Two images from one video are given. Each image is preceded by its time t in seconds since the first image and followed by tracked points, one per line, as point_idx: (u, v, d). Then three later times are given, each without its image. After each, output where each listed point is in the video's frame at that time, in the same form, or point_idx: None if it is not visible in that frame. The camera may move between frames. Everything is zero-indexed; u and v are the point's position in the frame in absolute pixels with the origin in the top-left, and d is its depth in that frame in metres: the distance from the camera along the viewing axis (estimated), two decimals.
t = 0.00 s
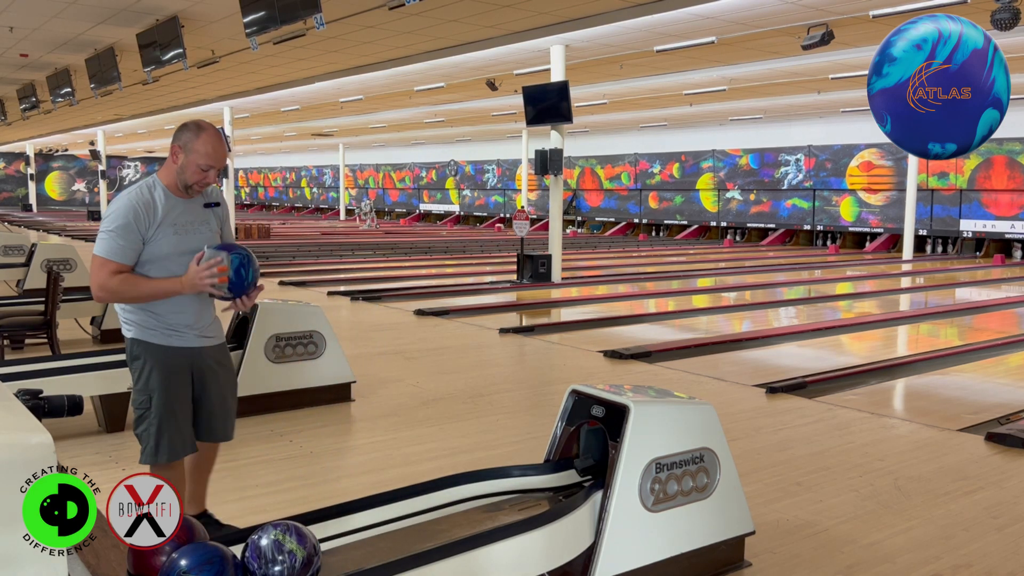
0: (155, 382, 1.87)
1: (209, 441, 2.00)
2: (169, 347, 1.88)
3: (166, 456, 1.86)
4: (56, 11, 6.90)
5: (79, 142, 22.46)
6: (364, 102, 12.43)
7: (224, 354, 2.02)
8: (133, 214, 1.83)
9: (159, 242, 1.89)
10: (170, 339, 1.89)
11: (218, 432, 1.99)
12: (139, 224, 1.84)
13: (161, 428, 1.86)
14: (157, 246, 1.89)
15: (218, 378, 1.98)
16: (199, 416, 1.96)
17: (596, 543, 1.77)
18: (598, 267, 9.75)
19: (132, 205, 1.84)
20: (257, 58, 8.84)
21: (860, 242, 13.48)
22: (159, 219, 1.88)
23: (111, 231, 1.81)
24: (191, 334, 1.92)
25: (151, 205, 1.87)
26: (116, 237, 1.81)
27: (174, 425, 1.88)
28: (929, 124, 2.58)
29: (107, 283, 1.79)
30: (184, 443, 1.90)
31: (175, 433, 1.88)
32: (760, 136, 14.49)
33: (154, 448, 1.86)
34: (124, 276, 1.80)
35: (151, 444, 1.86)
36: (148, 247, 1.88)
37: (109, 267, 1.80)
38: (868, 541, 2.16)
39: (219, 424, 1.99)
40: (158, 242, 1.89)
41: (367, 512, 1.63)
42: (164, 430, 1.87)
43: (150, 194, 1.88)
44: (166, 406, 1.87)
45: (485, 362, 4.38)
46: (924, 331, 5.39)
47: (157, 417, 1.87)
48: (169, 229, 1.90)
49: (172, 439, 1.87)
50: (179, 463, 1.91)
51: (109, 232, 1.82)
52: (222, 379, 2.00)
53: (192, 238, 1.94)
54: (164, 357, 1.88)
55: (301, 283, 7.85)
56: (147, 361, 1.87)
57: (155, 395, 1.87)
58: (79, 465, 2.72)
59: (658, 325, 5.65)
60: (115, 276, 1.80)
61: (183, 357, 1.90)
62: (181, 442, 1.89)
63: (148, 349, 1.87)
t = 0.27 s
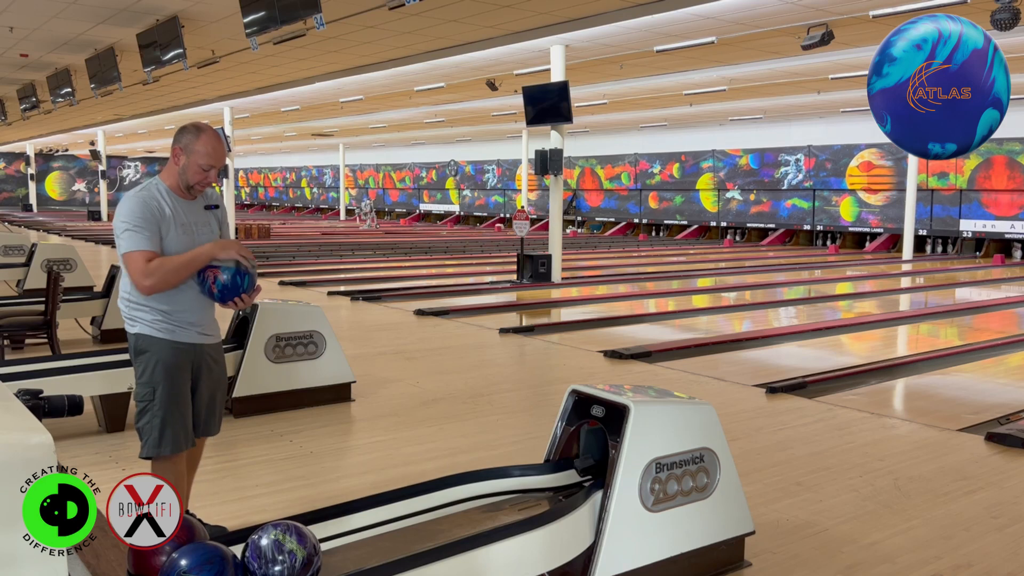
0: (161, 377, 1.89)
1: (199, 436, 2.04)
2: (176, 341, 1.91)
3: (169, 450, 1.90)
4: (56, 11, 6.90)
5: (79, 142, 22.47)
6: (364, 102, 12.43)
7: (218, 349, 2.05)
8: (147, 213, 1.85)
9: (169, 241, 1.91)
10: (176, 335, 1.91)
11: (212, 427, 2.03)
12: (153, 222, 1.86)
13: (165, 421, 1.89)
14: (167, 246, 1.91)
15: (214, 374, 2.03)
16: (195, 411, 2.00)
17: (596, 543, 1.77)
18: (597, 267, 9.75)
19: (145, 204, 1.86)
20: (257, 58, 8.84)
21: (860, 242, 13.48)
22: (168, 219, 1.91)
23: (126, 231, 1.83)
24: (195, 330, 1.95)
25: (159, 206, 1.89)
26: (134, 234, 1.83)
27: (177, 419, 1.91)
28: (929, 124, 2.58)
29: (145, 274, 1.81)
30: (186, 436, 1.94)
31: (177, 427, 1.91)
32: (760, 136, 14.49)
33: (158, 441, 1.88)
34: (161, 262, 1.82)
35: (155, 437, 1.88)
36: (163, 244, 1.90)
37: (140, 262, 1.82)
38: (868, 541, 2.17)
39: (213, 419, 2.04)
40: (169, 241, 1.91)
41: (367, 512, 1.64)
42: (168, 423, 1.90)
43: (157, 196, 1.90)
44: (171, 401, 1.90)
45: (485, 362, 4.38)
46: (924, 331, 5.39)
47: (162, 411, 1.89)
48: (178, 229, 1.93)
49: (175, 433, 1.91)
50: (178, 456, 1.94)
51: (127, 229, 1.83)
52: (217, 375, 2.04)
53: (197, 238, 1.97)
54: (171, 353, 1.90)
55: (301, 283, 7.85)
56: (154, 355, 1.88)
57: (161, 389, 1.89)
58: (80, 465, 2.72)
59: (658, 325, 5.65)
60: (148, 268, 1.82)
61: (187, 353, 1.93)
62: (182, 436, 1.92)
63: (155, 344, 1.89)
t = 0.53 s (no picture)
0: (166, 370, 1.90)
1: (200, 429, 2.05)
2: (180, 336, 1.93)
3: (175, 442, 1.91)
4: (56, 11, 6.90)
5: (79, 142, 22.47)
6: (364, 102, 12.43)
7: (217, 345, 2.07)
8: (154, 211, 1.87)
9: (171, 238, 1.93)
10: (180, 330, 1.93)
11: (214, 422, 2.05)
12: (158, 220, 1.88)
13: (171, 414, 1.91)
14: (169, 244, 1.93)
15: (215, 370, 2.04)
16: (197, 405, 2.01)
17: (596, 543, 1.77)
18: (597, 267, 9.76)
19: (153, 203, 1.87)
20: (257, 58, 8.84)
21: (860, 242, 13.48)
22: (172, 217, 1.92)
23: (131, 228, 1.85)
24: (198, 325, 1.96)
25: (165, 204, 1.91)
26: (139, 233, 1.85)
27: (181, 412, 1.93)
28: (929, 124, 2.58)
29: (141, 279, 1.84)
30: (190, 428, 1.96)
31: (182, 420, 1.93)
32: (760, 136, 14.49)
33: (164, 433, 1.89)
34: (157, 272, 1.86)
35: (161, 430, 1.90)
36: (167, 242, 1.92)
37: (141, 263, 1.84)
38: (868, 541, 2.17)
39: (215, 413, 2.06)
40: (172, 238, 1.93)
41: (367, 513, 1.64)
42: (175, 415, 1.91)
43: (163, 193, 1.91)
44: (176, 394, 1.92)
45: (485, 362, 4.38)
46: (924, 331, 5.39)
47: (167, 404, 1.91)
48: (182, 226, 1.94)
49: (180, 425, 1.92)
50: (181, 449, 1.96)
51: (133, 227, 1.85)
52: (217, 369, 2.06)
53: (199, 235, 1.99)
54: (176, 347, 1.92)
55: (301, 283, 7.85)
56: (159, 350, 1.90)
57: (167, 382, 1.91)
58: (80, 465, 2.72)
59: (658, 325, 5.65)
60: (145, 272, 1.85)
61: (191, 347, 1.95)
62: (186, 429, 1.94)
63: (159, 339, 1.90)
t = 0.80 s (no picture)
0: (168, 367, 1.90)
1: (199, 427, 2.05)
2: (183, 333, 1.93)
3: (176, 438, 1.91)
4: (56, 11, 6.90)
5: (79, 142, 22.47)
6: (364, 102, 12.43)
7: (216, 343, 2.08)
8: (156, 208, 1.87)
9: (175, 235, 1.93)
10: (183, 327, 1.93)
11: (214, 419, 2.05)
12: (161, 218, 1.88)
13: (172, 410, 1.91)
14: (173, 240, 1.93)
15: (215, 367, 2.05)
16: (197, 401, 2.02)
17: (596, 543, 1.77)
18: (598, 267, 9.76)
19: (155, 200, 1.87)
20: (257, 58, 8.84)
21: (860, 242, 13.48)
22: (175, 214, 1.92)
23: (135, 226, 1.85)
24: (200, 322, 1.97)
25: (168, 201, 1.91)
26: (142, 229, 1.85)
27: (183, 408, 1.93)
28: (929, 124, 2.58)
29: (142, 273, 1.84)
30: (190, 425, 1.96)
31: (183, 416, 1.93)
32: (760, 136, 14.49)
33: (165, 429, 1.90)
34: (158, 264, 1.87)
35: (162, 426, 1.90)
36: (170, 238, 1.92)
37: (142, 258, 1.85)
38: (868, 541, 2.17)
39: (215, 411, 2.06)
40: (175, 236, 1.93)
41: (367, 512, 1.63)
42: (176, 412, 1.91)
43: (166, 191, 1.91)
44: (178, 390, 1.92)
45: (486, 362, 4.38)
46: (924, 331, 5.39)
47: (169, 400, 1.91)
48: (184, 223, 1.94)
49: (182, 421, 1.92)
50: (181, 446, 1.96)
51: (135, 225, 1.85)
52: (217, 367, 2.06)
53: (202, 232, 1.99)
54: (178, 344, 1.92)
55: (301, 283, 7.85)
56: (162, 347, 1.90)
57: (169, 379, 1.91)
58: (80, 465, 2.72)
59: (658, 325, 5.65)
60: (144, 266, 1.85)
61: (193, 344, 1.95)
62: (187, 424, 1.94)
63: (162, 336, 1.90)
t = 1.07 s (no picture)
0: (168, 366, 1.90)
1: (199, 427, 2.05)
2: (184, 332, 1.93)
3: (175, 436, 1.91)
4: (56, 11, 6.90)
5: (79, 142, 22.47)
6: (364, 102, 12.43)
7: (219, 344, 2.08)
8: (158, 208, 1.87)
9: (178, 234, 1.93)
10: (183, 326, 1.93)
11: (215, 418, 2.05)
12: (163, 217, 1.88)
13: (172, 409, 1.91)
14: (177, 238, 1.93)
15: (216, 367, 2.05)
16: (198, 401, 2.01)
17: (596, 543, 1.77)
18: (598, 267, 9.76)
19: (156, 199, 1.87)
20: (257, 58, 8.84)
21: (860, 242, 13.48)
22: (178, 211, 1.92)
23: (137, 223, 1.85)
24: (201, 320, 1.96)
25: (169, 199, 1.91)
26: (144, 228, 1.85)
27: (183, 407, 1.93)
28: (929, 124, 2.58)
29: (145, 270, 1.84)
30: (190, 424, 1.96)
31: (183, 415, 1.92)
32: (760, 136, 14.49)
33: (165, 427, 1.90)
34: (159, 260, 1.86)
35: (161, 424, 1.90)
36: (171, 237, 1.92)
37: (146, 255, 1.85)
38: (868, 541, 2.17)
39: (215, 410, 2.06)
40: (178, 234, 1.92)
41: (366, 513, 1.63)
42: (176, 411, 1.91)
43: (167, 189, 1.91)
44: (178, 388, 1.92)
45: (486, 362, 4.38)
46: (924, 331, 5.39)
47: (169, 398, 1.91)
48: (187, 222, 1.94)
49: (181, 419, 1.92)
50: (180, 446, 1.96)
51: (138, 223, 1.85)
52: (218, 367, 2.06)
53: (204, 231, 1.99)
54: (179, 342, 1.92)
55: (301, 283, 7.85)
56: (162, 345, 1.90)
57: (169, 378, 1.91)
58: (81, 465, 2.72)
59: (658, 325, 5.66)
60: (147, 262, 1.85)
61: (193, 344, 1.95)
62: (186, 424, 1.94)
63: (162, 335, 1.90)
